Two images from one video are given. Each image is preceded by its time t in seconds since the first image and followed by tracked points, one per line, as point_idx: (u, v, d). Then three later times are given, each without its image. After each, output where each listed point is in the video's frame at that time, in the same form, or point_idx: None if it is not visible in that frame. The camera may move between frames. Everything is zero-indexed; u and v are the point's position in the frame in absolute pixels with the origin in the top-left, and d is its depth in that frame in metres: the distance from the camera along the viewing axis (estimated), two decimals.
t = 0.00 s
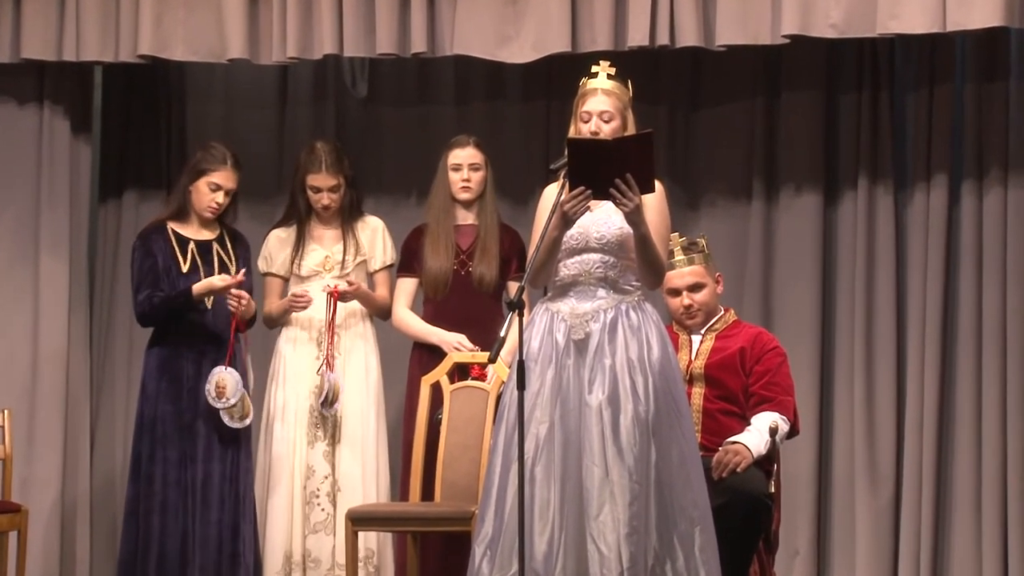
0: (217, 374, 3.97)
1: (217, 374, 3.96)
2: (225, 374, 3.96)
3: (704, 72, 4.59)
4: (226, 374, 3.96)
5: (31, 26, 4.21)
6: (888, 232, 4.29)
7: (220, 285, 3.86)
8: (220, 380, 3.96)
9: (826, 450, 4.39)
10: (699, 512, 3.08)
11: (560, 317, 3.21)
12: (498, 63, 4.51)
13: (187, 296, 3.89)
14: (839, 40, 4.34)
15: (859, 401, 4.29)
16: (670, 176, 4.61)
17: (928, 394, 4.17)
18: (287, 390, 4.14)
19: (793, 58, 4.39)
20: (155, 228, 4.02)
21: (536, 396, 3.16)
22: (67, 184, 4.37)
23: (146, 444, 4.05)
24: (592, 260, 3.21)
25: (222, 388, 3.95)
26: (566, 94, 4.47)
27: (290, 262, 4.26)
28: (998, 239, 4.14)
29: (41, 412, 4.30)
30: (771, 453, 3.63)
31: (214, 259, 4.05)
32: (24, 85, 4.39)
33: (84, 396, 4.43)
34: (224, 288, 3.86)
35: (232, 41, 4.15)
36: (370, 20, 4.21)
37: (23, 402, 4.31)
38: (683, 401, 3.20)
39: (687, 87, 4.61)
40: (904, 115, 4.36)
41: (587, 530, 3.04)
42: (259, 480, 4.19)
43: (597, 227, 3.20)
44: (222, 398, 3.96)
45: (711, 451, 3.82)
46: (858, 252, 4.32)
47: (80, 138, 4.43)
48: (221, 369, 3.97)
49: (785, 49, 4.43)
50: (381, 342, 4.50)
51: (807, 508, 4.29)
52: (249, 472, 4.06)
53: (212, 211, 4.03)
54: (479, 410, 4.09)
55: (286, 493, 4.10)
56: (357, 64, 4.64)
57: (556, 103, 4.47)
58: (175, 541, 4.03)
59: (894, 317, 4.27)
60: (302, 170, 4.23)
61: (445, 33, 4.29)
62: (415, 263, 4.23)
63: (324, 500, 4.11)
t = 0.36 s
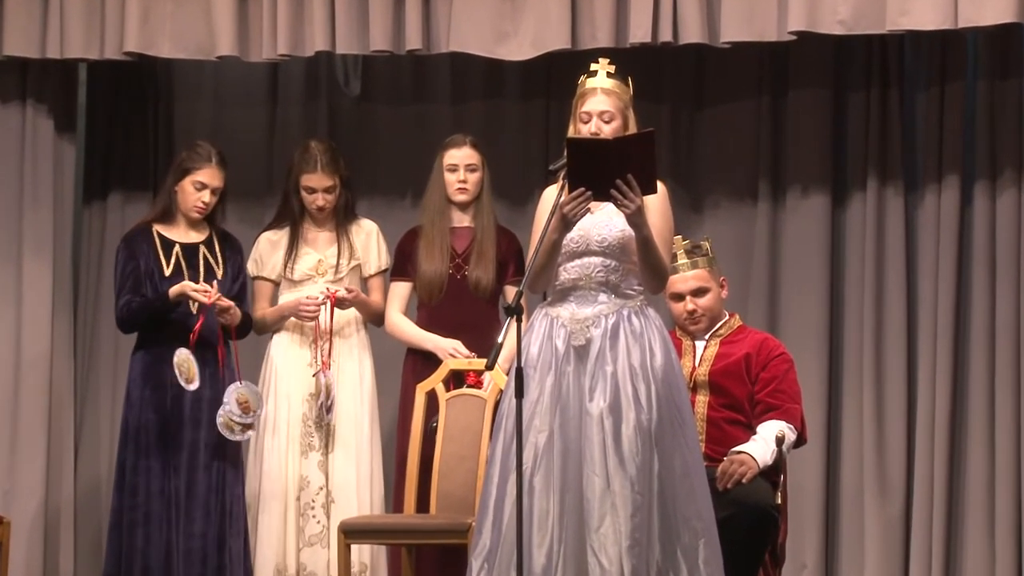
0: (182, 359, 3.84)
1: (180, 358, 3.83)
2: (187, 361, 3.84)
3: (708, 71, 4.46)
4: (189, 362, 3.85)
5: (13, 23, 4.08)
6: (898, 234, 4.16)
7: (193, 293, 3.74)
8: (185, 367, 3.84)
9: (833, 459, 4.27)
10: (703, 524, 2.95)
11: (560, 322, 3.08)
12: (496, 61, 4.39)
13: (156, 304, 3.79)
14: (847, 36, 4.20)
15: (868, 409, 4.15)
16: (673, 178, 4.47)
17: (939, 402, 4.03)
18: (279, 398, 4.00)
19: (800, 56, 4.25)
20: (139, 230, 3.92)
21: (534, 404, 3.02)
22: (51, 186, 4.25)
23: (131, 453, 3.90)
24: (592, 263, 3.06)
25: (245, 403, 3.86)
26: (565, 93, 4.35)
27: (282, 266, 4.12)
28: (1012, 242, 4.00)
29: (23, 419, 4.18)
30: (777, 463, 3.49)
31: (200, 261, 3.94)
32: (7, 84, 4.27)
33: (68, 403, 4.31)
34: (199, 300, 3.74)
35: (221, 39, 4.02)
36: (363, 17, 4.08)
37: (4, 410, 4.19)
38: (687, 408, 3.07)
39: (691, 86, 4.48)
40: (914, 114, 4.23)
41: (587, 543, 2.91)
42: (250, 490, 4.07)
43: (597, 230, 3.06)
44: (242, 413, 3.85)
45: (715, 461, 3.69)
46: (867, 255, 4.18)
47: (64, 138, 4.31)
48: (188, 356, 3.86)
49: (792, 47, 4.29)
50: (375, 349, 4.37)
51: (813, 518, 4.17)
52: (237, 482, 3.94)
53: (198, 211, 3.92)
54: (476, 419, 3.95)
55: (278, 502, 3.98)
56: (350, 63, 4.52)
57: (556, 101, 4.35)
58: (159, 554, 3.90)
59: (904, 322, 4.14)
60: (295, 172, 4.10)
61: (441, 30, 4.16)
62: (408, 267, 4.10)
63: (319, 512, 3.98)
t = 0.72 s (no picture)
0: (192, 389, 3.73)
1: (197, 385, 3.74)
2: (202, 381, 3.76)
3: (712, 73, 4.35)
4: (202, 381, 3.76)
5: None
6: (906, 242, 4.06)
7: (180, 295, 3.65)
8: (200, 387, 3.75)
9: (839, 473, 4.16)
10: (707, 540, 2.85)
11: (560, 333, 2.97)
12: (493, 64, 4.29)
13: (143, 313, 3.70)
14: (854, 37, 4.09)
15: (876, 422, 4.04)
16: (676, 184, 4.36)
17: (949, 415, 3.93)
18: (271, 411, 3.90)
19: (806, 58, 4.15)
20: (126, 239, 3.85)
21: (533, 416, 2.92)
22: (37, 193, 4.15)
23: (118, 467, 3.79)
24: (593, 272, 2.97)
25: (220, 409, 3.73)
26: (565, 97, 4.25)
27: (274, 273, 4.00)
28: None
29: (8, 432, 4.08)
30: (782, 477, 3.42)
31: (188, 270, 3.87)
32: None
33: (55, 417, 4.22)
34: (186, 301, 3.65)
35: (211, 41, 3.92)
36: (358, 19, 3.98)
37: None
38: (690, 420, 2.96)
39: (694, 89, 4.37)
40: (923, 118, 4.12)
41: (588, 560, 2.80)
42: (242, 505, 3.96)
43: (598, 237, 2.97)
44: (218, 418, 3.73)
45: (719, 475, 3.60)
46: (875, 264, 4.08)
47: (50, 143, 4.22)
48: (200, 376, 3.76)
49: (797, 51, 4.18)
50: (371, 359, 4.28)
51: (819, 534, 4.06)
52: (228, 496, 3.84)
53: (185, 219, 3.86)
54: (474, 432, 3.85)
55: (270, 521, 3.87)
56: (344, 66, 4.43)
57: (555, 105, 4.25)
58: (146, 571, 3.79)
59: (913, 332, 4.03)
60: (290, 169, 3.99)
61: (438, 33, 4.06)
62: (404, 275, 3.99)
63: (312, 528, 3.88)
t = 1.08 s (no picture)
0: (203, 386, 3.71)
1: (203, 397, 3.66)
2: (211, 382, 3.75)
3: (716, 77, 4.23)
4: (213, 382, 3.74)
5: None
6: (917, 251, 3.93)
7: (165, 326, 3.59)
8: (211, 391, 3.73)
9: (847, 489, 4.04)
10: (712, 560, 2.73)
11: (559, 345, 2.86)
12: (491, 68, 4.17)
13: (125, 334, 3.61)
14: (864, 41, 3.97)
15: (886, 437, 3.91)
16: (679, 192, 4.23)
17: (961, 431, 3.80)
18: (258, 425, 3.78)
19: (813, 61, 4.02)
20: (111, 249, 3.73)
21: (532, 431, 2.80)
22: (19, 201, 4.04)
23: (103, 484, 3.66)
24: (593, 282, 2.86)
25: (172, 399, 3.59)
26: (565, 101, 4.13)
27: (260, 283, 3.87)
28: None
29: None
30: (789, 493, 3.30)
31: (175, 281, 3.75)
32: None
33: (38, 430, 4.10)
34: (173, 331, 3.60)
35: (199, 44, 3.80)
36: (351, 21, 3.86)
37: None
38: (694, 435, 2.85)
39: (697, 93, 4.24)
40: (933, 123, 4.00)
41: None
42: (230, 523, 3.83)
43: (598, 246, 2.86)
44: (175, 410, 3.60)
45: (723, 491, 3.47)
46: (885, 273, 3.95)
47: (33, 149, 4.11)
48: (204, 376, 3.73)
49: (804, 55, 4.06)
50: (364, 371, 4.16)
51: (828, 553, 3.93)
52: (216, 514, 3.71)
53: (172, 228, 3.74)
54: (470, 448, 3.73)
55: (256, 540, 3.76)
56: (336, 70, 4.31)
57: (554, 110, 4.13)
58: None
59: (924, 344, 3.90)
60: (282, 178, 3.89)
61: (433, 35, 3.93)
62: (398, 286, 3.87)
63: (300, 546, 3.76)
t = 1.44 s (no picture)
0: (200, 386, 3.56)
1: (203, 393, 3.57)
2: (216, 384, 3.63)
3: (719, 82, 4.12)
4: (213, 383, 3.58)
5: None
6: (926, 260, 3.82)
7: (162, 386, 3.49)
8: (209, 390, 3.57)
9: (854, 505, 3.93)
10: None
11: (558, 357, 2.76)
12: (488, 73, 4.08)
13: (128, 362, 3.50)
14: (871, 44, 3.86)
15: (894, 453, 3.80)
16: (682, 201, 4.12)
17: (970, 447, 3.69)
18: (248, 437, 3.70)
19: (819, 65, 3.92)
20: (99, 261, 3.64)
21: (530, 446, 2.71)
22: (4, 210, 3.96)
23: (90, 500, 3.56)
24: (594, 292, 2.76)
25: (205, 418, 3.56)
26: (564, 106, 4.02)
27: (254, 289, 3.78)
28: None
29: None
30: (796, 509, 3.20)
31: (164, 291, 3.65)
32: None
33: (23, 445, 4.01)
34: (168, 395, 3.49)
35: (188, 48, 3.71)
36: (344, 24, 3.76)
37: None
38: (697, 449, 2.76)
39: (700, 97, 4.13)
40: (943, 128, 3.89)
41: None
42: (221, 539, 3.73)
43: (598, 256, 2.76)
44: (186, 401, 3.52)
45: (727, 508, 3.36)
46: (893, 282, 3.84)
47: (18, 155, 4.03)
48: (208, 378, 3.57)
49: (810, 58, 3.95)
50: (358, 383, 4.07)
51: (835, 571, 3.82)
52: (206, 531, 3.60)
53: (161, 238, 3.65)
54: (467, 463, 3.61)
55: (247, 555, 3.67)
56: (329, 74, 4.21)
57: (553, 116, 4.03)
58: None
59: (933, 357, 3.79)
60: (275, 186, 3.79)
61: (429, 39, 3.83)
62: (392, 297, 3.76)
63: (286, 562, 3.66)
